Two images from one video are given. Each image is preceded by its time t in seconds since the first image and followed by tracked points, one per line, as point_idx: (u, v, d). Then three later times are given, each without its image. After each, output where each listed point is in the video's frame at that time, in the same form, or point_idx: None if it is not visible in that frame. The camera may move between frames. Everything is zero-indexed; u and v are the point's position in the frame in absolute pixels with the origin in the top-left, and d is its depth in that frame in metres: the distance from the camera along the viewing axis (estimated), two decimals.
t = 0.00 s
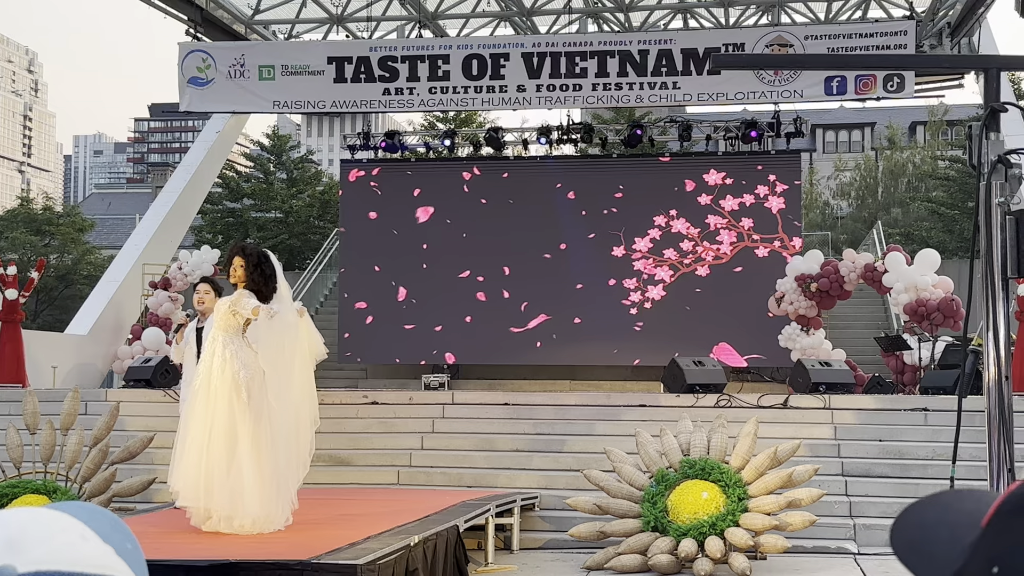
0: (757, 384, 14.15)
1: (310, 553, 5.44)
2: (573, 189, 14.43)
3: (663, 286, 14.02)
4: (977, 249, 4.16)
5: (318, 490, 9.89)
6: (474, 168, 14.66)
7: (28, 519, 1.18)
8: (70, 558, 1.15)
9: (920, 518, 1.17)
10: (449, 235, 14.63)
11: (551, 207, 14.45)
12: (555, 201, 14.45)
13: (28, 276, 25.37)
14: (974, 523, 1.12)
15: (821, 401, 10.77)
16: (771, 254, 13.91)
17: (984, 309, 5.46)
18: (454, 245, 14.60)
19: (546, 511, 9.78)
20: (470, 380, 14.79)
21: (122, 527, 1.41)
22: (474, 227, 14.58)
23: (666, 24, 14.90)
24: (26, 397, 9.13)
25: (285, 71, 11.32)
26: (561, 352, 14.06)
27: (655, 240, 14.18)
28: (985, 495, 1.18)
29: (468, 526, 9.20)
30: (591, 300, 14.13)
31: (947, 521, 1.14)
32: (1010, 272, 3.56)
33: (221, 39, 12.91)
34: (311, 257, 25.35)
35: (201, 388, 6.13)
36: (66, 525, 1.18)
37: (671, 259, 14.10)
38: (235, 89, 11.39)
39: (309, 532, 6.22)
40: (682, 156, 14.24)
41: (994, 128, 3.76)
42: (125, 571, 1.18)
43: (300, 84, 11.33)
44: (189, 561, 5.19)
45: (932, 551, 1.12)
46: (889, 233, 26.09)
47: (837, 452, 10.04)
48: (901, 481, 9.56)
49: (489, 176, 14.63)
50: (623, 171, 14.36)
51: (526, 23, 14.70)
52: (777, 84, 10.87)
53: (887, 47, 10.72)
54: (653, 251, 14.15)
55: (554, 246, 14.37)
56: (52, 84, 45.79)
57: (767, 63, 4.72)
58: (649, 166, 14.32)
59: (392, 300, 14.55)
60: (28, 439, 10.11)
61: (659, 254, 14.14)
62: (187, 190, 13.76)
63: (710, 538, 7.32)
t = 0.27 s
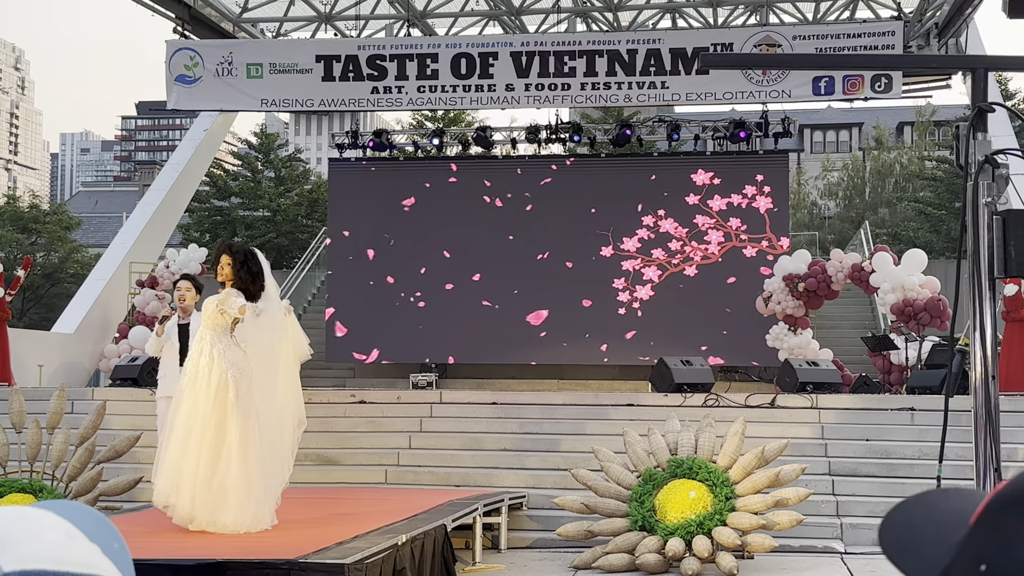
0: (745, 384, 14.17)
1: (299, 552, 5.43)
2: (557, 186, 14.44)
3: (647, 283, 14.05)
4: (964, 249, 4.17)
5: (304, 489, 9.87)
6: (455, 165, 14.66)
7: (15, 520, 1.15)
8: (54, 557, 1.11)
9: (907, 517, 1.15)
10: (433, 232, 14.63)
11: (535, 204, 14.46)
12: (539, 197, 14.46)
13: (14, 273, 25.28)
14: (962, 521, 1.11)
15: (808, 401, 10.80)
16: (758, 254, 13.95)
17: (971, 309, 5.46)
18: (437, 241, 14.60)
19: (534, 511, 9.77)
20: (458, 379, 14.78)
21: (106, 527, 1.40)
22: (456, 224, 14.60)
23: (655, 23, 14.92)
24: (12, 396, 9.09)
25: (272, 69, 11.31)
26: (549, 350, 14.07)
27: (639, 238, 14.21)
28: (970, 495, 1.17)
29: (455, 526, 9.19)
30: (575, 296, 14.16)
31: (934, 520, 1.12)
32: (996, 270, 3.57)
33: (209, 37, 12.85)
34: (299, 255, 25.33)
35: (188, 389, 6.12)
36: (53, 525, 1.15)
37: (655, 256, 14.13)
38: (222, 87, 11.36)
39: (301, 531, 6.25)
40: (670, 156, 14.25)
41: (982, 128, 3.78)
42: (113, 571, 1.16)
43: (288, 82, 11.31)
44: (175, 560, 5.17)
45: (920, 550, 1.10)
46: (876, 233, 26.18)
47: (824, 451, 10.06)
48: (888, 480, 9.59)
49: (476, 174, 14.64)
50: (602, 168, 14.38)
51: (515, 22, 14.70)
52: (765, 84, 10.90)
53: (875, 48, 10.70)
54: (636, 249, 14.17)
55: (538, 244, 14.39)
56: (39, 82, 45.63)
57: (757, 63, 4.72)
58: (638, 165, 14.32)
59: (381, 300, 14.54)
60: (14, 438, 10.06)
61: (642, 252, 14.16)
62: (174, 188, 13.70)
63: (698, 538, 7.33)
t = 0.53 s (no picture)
0: (737, 384, 14.19)
1: (290, 552, 5.40)
2: (539, 186, 14.46)
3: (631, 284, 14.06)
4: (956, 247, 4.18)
5: (296, 488, 9.85)
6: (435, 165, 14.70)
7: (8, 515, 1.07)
8: (52, 555, 1.04)
9: (905, 517, 1.12)
10: (415, 232, 14.64)
11: (518, 204, 14.48)
12: (522, 197, 14.49)
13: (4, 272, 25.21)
14: (959, 521, 1.07)
15: (800, 401, 10.82)
16: (751, 253, 13.95)
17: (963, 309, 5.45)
18: (420, 241, 14.62)
19: (526, 510, 9.77)
20: (450, 379, 14.78)
21: (102, 525, 1.34)
22: (438, 224, 14.61)
23: (647, 23, 14.93)
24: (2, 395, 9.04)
25: (265, 68, 11.29)
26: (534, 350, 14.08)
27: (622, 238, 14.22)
28: (973, 494, 1.13)
29: (447, 526, 9.18)
30: (555, 295, 14.18)
31: (932, 519, 1.09)
32: (989, 271, 3.57)
33: (201, 36, 12.82)
34: (291, 254, 25.31)
35: (180, 388, 6.10)
36: (47, 521, 1.07)
37: (637, 256, 14.14)
38: (214, 86, 11.34)
39: (294, 531, 6.27)
40: (663, 156, 14.25)
41: (975, 129, 3.78)
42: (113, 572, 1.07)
43: (280, 81, 11.28)
44: (166, 559, 5.16)
45: (917, 550, 1.07)
46: (868, 234, 26.26)
47: (816, 451, 10.07)
48: (879, 480, 9.61)
49: (466, 174, 14.65)
50: (584, 167, 14.41)
51: (508, 21, 14.70)
52: (757, 84, 10.92)
53: (868, 48, 10.72)
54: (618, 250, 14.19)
55: (523, 244, 14.39)
56: (30, 80, 45.50)
57: (751, 63, 4.71)
58: (631, 164, 14.33)
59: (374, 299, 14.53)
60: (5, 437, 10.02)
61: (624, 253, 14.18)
62: (166, 187, 13.67)
63: (690, 538, 7.32)
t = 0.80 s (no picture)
0: (733, 385, 14.20)
1: (286, 552, 5.39)
2: (522, 188, 14.48)
3: (616, 285, 14.08)
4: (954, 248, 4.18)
5: (292, 488, 9.84)
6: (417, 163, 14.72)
7: (8, 515, 1.10)
8: (49, 556, 1.06)
9: (913, 514, 1.13)
10: (399, 232, 14.65)
11: (501, 206, 14.50)
12: (506, 197, 14.51)
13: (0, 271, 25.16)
14: (967, 520, 1.08)
15: (796, 402, 10.84)
16: (747, 253, 13.96)
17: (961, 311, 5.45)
18: (406, 240, 14.63)
19: (523, 510, 9.77)
20: (446, 379, 14.78)
21: (99, 525, 1.38)
22: (419, 224, 14.62)
23: (644, 23, 14.93)
24: None
25: (261, 67, 11.28)
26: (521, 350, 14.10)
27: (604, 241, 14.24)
28: (982, 490, 1.14)
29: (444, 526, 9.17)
30: (534, 294, 14.20)
31: (941, 517, 1.10)
32: (987, 271, 3.62)
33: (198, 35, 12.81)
34: (287, 254, 25.29)
35: (179, 389, 6.07)
36: (45, 519, 1.10)
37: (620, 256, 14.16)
38: (211, 85, 11.33)
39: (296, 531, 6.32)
40: (659, 156, 14.26)
41: (973, 129, 3.80)
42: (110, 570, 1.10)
43: (276, 80, 11.27)
44: (162, 559, 5.15)
45: (922, 549, 1.08)
46: (865, 234, 26.30)
47: (812, 452, 10.08)
48: (875, 481, 9.62)
49: (456, 175, 14.65)
50: (566, 169, 14.44)
51: (505, 22, 14.69)
52: (754, 84, 10.91)
53: (864, 49, 10.73)
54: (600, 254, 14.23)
55: (509, 246, 14.41)
56: (26, 79, 45.41)
57: (749, 63, 4.70)
58: (627, 164, 14.34)
59: (370, 298, 14.52)
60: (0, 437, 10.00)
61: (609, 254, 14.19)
62: (162, 186, 13.65)
63: (686, 538, 7.32)
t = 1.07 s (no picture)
0: (731, 387, 14.20)
1: (285, 554, 5.41)
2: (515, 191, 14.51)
3: (603, 288, 14.11)
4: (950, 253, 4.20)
5: (290, 489, 9.84)
6: (402, 165, 14.76)
7: (7, 515, 1.10)
8: (47, 556, 1.06)
9: (912, 518, 1.12)
10: (388, 234, 14.68)
11: (493, 209, 14.53)
12: (494, 200, 14.54)
13: None
14: (965, 521, 1.08)
15: (794, 404, 10.89)
16: (746, 255, 13.97)
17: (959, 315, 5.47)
18: (405, 240, 14.63)
19: (521, 512, 9.77)
20: (445, 380, 14.80)
21: (97, 525, 1.39)
22: (405, 226, 14.65)
23: (643, 26, 14.95)
24: None
25: (261, 69, 11.29)
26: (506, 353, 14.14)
27: (594, 244, 14.27)
28: (981, 495, 1.14)
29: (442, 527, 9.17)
30: (520, 296, 14.25)
31: (939, 520, 1.09)
32: (984, 275, 3.58)
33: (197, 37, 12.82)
34: (287, 255, 25.31)
35: (189, 392, 6.00)
36: (43, 520, 1.10)
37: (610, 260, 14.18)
38: (210, 86, 11.33)
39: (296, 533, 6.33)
40: (658, 158, 14.27)
41: (970, 133, 3.78)
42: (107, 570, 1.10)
43: (276, 82, 11.28)
44: (161, 560, 5.15)
45: (919, 548, 1.08)
46: (864, 236, 26.32)
47: (810, 454, 10.09)
48: (872, 483, 9.64)
49: (448, 177, 14.66)
50: (560, 171, 14.46)
51: (504, 24, 14.70)
52: (754, 87, 10.94)
53: (863, 52, 10.74)
54: (590, 257, 14.25)
55: (498, 248, 14.43)
56: (25, 79, 45.40)
57: (747, 68, 4.73)
58: (620, 165, 14.34)
59: (369, 299, 14.53)
60: None
61: (602, 257, 14.21)
62: (162, 187, 13.66)
63: (684, 540, 7.33)
